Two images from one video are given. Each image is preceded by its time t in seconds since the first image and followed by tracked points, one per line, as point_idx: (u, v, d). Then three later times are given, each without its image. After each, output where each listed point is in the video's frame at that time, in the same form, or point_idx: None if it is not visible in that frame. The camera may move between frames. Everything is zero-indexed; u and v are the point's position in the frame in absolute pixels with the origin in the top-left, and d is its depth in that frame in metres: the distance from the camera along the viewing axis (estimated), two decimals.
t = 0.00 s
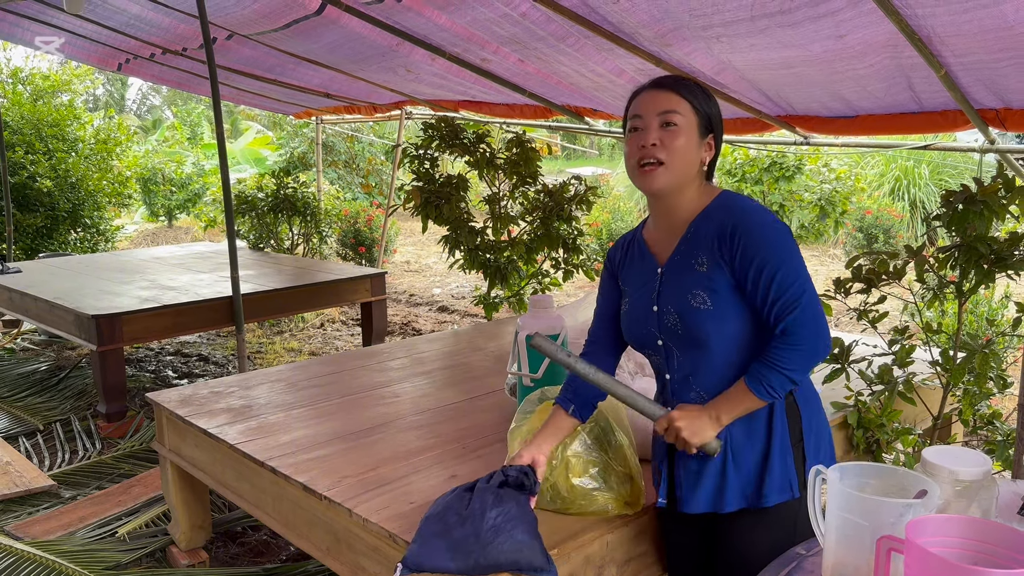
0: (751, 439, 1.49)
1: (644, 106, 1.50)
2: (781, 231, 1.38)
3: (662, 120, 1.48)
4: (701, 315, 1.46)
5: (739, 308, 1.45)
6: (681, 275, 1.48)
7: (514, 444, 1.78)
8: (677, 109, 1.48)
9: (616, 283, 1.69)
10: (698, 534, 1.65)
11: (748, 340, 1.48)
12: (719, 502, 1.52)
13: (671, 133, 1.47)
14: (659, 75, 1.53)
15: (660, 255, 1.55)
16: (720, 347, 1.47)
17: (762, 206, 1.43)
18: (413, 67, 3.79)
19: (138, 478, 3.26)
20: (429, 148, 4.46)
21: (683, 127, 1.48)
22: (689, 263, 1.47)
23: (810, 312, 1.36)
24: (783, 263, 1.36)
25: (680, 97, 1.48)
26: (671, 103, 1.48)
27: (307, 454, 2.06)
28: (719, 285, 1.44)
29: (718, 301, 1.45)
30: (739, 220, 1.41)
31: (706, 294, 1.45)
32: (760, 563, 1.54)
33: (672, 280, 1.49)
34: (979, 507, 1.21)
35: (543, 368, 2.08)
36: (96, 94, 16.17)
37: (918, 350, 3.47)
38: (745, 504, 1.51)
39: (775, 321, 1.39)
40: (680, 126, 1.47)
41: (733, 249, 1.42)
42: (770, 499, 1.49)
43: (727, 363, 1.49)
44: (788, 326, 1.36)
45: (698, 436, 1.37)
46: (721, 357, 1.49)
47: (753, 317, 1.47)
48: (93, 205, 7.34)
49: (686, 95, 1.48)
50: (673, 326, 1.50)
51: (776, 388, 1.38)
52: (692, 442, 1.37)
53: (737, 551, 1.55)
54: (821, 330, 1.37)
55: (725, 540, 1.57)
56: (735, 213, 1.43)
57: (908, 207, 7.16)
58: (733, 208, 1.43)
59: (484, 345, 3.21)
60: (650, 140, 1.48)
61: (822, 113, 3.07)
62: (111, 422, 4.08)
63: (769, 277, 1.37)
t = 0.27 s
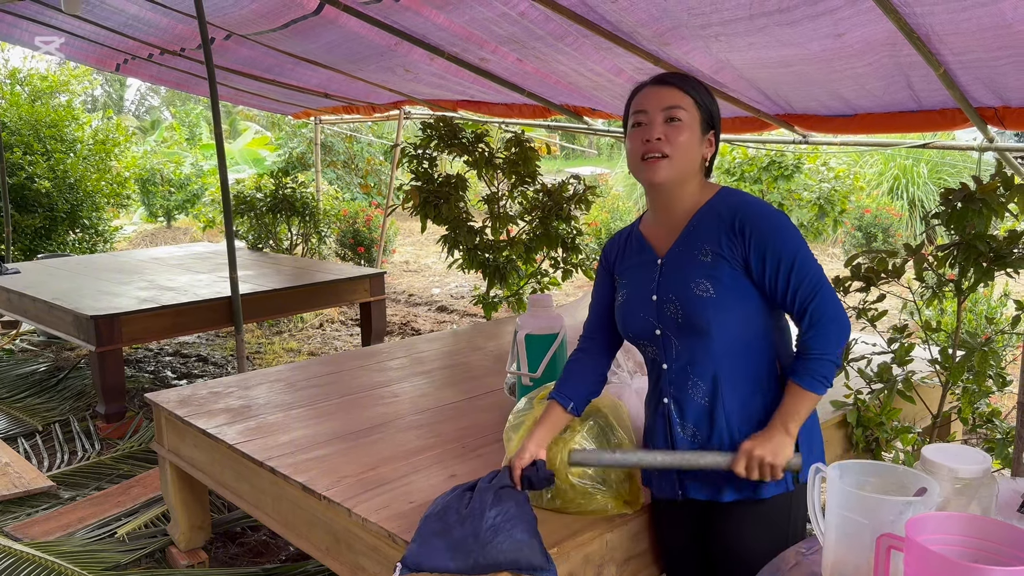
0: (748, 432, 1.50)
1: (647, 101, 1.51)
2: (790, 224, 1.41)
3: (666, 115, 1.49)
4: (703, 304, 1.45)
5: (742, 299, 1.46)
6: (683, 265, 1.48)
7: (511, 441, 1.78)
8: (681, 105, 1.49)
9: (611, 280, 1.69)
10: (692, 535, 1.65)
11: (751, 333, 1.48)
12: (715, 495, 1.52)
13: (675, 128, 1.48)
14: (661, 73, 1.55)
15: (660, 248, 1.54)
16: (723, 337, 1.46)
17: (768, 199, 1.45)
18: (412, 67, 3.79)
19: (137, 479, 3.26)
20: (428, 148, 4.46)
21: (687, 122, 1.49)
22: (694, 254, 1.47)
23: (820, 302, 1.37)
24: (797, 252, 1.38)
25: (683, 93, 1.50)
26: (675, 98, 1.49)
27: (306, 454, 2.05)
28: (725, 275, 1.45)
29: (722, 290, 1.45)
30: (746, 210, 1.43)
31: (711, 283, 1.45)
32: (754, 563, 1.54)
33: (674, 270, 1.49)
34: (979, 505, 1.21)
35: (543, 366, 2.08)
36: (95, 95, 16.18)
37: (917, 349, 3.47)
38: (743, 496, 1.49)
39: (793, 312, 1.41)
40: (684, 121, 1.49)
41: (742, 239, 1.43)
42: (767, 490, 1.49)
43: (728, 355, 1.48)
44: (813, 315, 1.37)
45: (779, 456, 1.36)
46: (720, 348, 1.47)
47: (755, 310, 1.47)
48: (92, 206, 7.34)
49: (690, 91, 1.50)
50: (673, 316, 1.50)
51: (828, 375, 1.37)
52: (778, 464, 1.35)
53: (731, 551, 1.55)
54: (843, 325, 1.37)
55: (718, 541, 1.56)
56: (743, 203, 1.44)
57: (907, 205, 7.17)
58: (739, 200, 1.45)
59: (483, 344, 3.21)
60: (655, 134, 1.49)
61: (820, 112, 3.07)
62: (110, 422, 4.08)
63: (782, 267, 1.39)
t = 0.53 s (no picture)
0: (749, 428, 1.50)
1: (647, 102, 1.50)
2: (794, 220, 1.41)
3: (667, 115, 1.48)
4: (704, 299, 1.45)
5: (745, 295, 1.45)
6: (685, 260, 1.48)
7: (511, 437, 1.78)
8: (682, 104, 1.49)
9: (613, 276, 1.68)
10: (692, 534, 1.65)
11: (754, 329, 1.47)
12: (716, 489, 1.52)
13: (676, 128, 1.48)
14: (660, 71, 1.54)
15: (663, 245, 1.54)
16: (726, 332, 1.46)
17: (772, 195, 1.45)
18: (409, 66, 3.79)
19: (135, 479, 3.25)
20: (426, 147, 4.46)
21: (688, 122, 1.48)
22: (697, 249, 1.47)
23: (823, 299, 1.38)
24: (800, 248, 1.38)
25: (683, 92, 1.49)
26: (675, 98, 1.48)
27: (304, 453, 2.05)
28: (728, 270, 1.44)
29: (724, 285, 1.44)
30: (749, 207, 1.43)
31: (713, 278, 1.45)
32: (753, 562, 1.54)
33: (677, 265, 1.49)
34: (977, 503, 1.21)
35: (541, 365, 2.08)
36: (92, 94, 16.16)
37: (915, 346, 3.47)
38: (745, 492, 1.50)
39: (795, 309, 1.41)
40: (685, 121, 1.48)
41: (745, 235, 1.43)
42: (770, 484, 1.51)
43: (731, 351, 1.47)
44: (821, 309, 1.37)
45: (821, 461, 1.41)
46: (722, 343, 1.46)
47: (758, 306, 1.47)
48: (89, 206, 7.33)
49: (689, 89, 1.49)
50: (675, 310, 1.49)
51: (843, 372, 1.39)
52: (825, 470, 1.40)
53: (730, 551, 1.55)
54: (850, 322, 1.38)
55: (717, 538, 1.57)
56: (747, 200, 1.44)
57: (906, 203, 7.17)
58: (740, 196, 1.45)
59: (482, 343, 3.21)
60: (656, 135, 1.48)
61: (818, 109, 3.07)
62: (108, 422, 4.07)
63: (786, 263, 1.39)
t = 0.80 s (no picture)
0: (753, 426, 1.50)
1: (654, 99, 1.49)
2: (800, 220, 1.41)
3: (674, 113, 1.47)
4: (712, 295, 1.45)
5: (751, 292, 1.45)
6: (692, 257, 1.48)
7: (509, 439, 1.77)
8: (688, 102, 1.48)
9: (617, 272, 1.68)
10: (695, 530, 1.66)
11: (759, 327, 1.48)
12: (721, 485, 1.53)
13: (683, 125, 1.47)
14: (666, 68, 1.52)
15: (668, 242, 1.54)
16: (731, 330, 1.46)
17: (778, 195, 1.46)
18: (406, 64, 3.78)
19: (133, 478, 3.25)
20: (423, 145, 4.45)
21: (695, 119, 1.48)
22: (703, 247, 1.47)
23: (829, 299, 1.39)
24: (807, 248, 1.38)
25: (690, 89, 1.48)
26: (682, 96, 1.48)
27: (302, 452, 2.05)
28: (734, 268, 1.44)
29: (731, 283, 1.44)
30: (756, 205, 1.43)
31: (720, 275, 1.45)
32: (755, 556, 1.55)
33: (683, 262, 1.49)
34: (975, 500, 1.21)
35: (540, 363, 2.08)
36: (89, 93, 16.14)
37: (913, 344, 3.48)
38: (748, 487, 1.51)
39: (801, 309, 1.42)
40: (692, 118, 1.47)
41: (752, 234, 1.43)
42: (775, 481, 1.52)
43: (737, 348, 1.48)
44: (821, 313, 1.39)
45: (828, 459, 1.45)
46: (728, 341, 1.47)
47: (763, 304, 1.47)
48: (86, 205, 7.31)
49: (695, 86, 1.48)
50: (681, 307, 1.49)
51: (843, 375, 1.41)
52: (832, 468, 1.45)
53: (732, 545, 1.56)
54: (850, 324, 1.39)
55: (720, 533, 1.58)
56: (753, 198, 1.44)
57: (903, 200, 7.18)
58: (746, 195, 1.45)
59: (480, 341, 3.21)
60: (664, 133, 1.48)
61: (816, 107, 3.07)
62: (106, 422, 4.06)
63: (793, 263, 1.39)
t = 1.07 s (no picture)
0: (754, 427, 1.50)
1: (656, 90, 1.50)
2: (798, 219, 1.41)
3: (675, 103, 1.48)
4: (711, 298, 1.45)
5: (749, 294, 1.45)
6: (691, 259, 1.48)
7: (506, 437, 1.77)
8: (690, 95, 1.49)
9: (615, 273, 1.67)
10: (693, 530, 1.65)
11: (759, 329, 1.47)
12: (720, 488, 1.52)
13: (684, 116, 1.48)
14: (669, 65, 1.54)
15: (666, 242, 1.54)
16: (731, 331, 1.46)
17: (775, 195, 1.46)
18: (403, 62, 3.77)
19: (130, 478, 3.24)
20: (420, 143, 4.44)
21: (696, 111, 1.48)
22: (702, 248, 1.47)
23: (826, 299, 1.38)
24: (805, 249, 1.38)
25: (692, 83, 1.49)
26: (684, 88, 1.49)
27: (299, 451, 2.04)
28: (732, 269, 1.44)
29: (730, 285, 1.44)
30: (753, 205, 1.43)
31: (719, 278, 1.44)
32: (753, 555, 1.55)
33: (681, 264, 1.49)
34: (973, 497, 1.21)
35: (536, 361, 2.08)
36: (86, 92, 16.10)
37: (910, 341, 3.48)
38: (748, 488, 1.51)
39: (799, 309, 1.42)
40: (693, 109, 1.48)
41: (750, 234, 1.42)
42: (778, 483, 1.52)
43: (737, 349, 1.47)
44: (818, 314, 1.38)
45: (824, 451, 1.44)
46: (727, 341, 1.46)
47: (761, 305, 1.47)
48: (83, 204, 7.30)
49: (698, 81, 1.49)
50: (680, 309, 1.49)
51: (841, 376, 1.40)
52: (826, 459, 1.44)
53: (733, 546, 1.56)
54: (847, 325, 1.39)
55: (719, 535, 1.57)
56: (751, 198, 1.44)
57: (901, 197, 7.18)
58: (745, 195, 1.45)
59: (477, 340, 3.21)
60: (664, 122, 1.48)
61: (813, 104, 3.06)
62: (103, 421, 4.05)
63: (790, 263, 1.39)
